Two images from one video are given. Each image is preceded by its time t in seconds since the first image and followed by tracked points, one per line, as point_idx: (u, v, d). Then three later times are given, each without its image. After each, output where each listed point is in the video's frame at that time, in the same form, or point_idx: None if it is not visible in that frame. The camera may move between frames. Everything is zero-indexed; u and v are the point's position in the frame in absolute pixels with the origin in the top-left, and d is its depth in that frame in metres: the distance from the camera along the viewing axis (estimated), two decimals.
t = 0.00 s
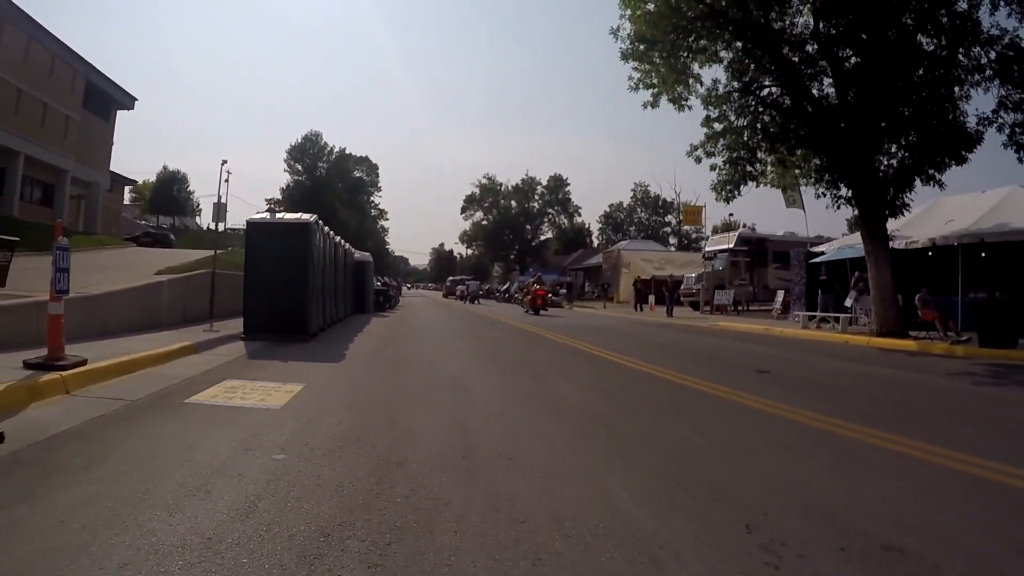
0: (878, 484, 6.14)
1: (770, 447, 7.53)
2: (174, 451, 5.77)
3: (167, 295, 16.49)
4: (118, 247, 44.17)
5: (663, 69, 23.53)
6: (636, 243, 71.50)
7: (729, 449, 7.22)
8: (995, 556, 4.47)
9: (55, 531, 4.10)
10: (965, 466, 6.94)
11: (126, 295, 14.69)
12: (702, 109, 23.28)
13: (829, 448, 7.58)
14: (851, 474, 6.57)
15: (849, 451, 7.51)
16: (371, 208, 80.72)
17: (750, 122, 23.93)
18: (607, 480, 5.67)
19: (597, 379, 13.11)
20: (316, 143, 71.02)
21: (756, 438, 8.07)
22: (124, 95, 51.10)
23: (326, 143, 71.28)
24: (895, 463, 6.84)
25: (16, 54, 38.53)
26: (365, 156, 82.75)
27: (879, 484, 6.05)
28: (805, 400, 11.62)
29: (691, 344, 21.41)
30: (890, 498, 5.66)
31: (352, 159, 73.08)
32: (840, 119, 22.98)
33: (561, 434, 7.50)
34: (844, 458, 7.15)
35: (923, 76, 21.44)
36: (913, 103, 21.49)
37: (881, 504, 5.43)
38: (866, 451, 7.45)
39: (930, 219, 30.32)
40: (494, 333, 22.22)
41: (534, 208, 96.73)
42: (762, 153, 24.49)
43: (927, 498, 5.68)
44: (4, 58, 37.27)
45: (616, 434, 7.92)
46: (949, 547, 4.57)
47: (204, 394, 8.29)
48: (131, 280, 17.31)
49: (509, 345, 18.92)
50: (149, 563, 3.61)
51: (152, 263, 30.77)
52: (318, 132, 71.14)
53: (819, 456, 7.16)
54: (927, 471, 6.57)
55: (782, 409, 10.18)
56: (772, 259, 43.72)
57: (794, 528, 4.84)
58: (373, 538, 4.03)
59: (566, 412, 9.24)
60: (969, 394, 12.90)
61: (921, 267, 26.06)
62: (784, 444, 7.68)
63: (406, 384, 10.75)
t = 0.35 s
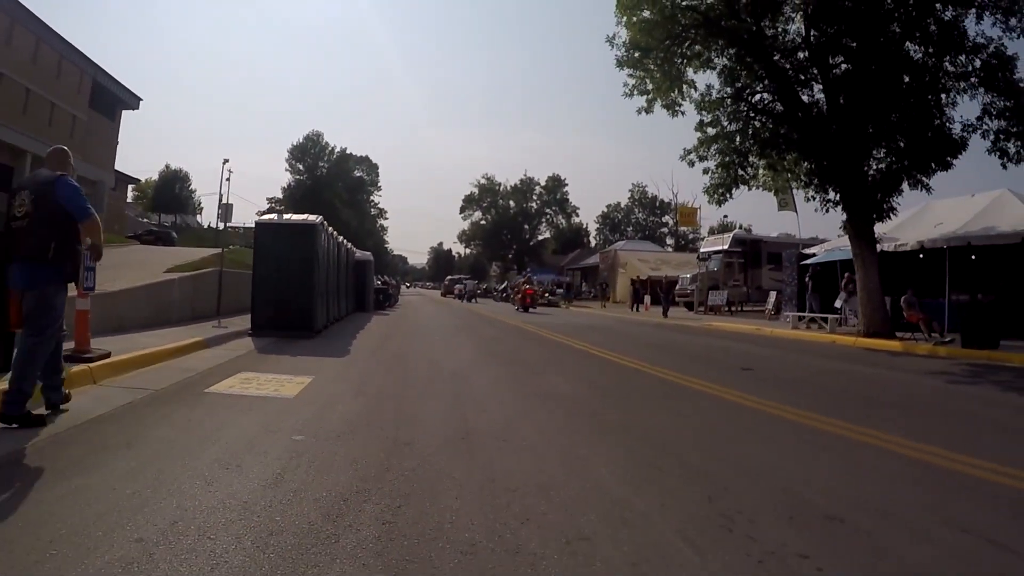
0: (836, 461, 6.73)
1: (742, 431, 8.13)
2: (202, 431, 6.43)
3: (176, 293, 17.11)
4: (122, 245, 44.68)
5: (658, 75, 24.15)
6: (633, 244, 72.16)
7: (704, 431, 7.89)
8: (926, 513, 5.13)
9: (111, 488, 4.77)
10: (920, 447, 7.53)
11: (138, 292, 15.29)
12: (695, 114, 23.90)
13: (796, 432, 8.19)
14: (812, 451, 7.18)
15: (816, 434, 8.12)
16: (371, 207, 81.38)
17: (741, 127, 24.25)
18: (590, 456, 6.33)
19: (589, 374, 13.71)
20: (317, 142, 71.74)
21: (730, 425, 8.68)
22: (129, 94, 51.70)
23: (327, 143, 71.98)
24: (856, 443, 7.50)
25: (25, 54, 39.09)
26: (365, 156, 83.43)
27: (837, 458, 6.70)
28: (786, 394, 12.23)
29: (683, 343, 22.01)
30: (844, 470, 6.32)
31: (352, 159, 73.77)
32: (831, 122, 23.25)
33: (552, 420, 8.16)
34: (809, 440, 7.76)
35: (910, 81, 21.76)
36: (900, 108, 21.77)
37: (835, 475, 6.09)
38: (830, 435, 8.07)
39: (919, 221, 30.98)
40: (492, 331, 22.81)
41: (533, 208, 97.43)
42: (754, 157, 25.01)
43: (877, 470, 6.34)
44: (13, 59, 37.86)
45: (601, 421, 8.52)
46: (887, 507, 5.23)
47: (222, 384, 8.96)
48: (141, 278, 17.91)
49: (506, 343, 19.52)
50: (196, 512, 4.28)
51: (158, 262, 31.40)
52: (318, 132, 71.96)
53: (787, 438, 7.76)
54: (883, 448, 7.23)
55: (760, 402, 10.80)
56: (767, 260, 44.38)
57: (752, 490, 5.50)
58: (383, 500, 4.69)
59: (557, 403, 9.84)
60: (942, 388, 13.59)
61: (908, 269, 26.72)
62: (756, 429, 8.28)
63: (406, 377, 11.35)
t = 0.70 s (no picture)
0: (808, 448, 7.24)
1: (726, 422, 8.63)
2: (223, 421, 6.95)
3: (185, 293, 17.62)
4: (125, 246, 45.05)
5: (654, 80, 24.71)
6: (632, 244, 72.64)
7: (689, 422, 8.40)
8: (880, 490, 5.67)
9: (147, 468, 5.28)
10: (889, 436, 8.03)
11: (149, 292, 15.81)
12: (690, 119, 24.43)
13: (776, 423, 8.70)
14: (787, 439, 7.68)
15: (794, 426, 8.62)
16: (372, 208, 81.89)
17: (735, 131, 24.73)
18: (583, 444, 6.84)
19: (584, 371, 14.20)
20: (318, 143, 72.29)
21: (715, 417, 9.18)
22: (130, 96, 52.07)
23: (328, 143, 72.51)
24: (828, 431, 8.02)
25: (29, 57, 39.43)
26: (365, 157, 83.95)
27: (807, 445, 7.25)
28: (772, 389, 12.74)
29: (679, 343, 22.49)
30: (814, 455, 6.85)
31: (353, 160, 74.30)
32: (823, 127, 23.68)
33: (546, 412, 8.70)
34: (786, 429, 8.26)
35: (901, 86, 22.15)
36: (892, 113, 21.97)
37: (804, 460, 6.62)
38: (807, 426, 8.57)
39: (911, 223, 31.52)
40: (491, 331, 23.30)
41: (533, 209, 97.95)
42: (749, 161, 25.57)
43: (844, 454, 6.87)
44: (16, 61, 38.14)
45: (592, 413, 9.02)
46: (847, 485, 5.75)
47: (237, 379, 9.49)
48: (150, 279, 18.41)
49: (504, 341, 20.02)
50: (225, 487, 4.81)
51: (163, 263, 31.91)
52: (319, 133, 72.53)
53: (766, 429, 8.26)
54: (853, 436, 7.77)
55: (747, 396, 11.31)
56: (763, 261, 44.90)
57: (725, 470, 6.04)
58: (392, 477, 5.21)
59: (552, 396, 10.35)
60: (924, 386, 14.09)
61: (899, 270, 27.23)
62: (739, 420, 8.79)
63: (409, 373, 11.86)
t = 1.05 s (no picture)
0: (783, 436, 7.75)
1: (708, 413, 9.14)
2: (239, 415, 7.50)
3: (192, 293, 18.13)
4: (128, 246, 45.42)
5: (649, 84, 25.31)
6: (630, 245, 73.15)
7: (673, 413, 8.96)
8: (842, 473, 6.23)
9: (176, 457, 5.84)
10: (859, 425, 8.55)
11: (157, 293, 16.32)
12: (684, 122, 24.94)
13: (757, 413, 9.21)
14: (763, 427, 8.21)
15: (773, 416, 9.13)
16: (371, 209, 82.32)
17: (728, 135, 25.32)
18: (573, 434, 7.35)
19: (579, 367, 14.71)
20: (318, 144, 72.78)
21: (699, 408, 9.69)
22: (132, 97, 52.45)
23: (328, 145, 72.97)
24: (803, 421, 8.58)
25: (32, 60, 39.81)
26: (365, 158, 84.44)
27: (782, 434, 7.77)
28: (758, 383, 13.26)
29: (674, 341, 22.97)
30: (787, 443, 7.37)
31: (353, 161, 74.77)
32: (815, 130, 23.66)
33: (540, 405, 9.24)
34: (766, 419, 8.79)
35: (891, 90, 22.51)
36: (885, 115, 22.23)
37: (778, 447, 7.13)
38: (785, 416, 9.08)
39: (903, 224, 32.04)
40: (490, 330, 23.77)
41: (532, 209, 98.51)
42: (741, 164, 25.95)
43: (815, 442, 7.43)
44: (19, 63, 38.55)
45: (585, 405, 9.52)
46: (812, 470, 6.27)
47: (248, 376, 10.02)
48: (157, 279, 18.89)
49: (502, 340, 20.53)
50: (248, 474, 5.37)
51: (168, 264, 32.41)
52: (319, 134, 72.94)
53: (745, 418, 8.78)
54: (827, 426, 8.28)
55: (733, 391, 11.81)
56: (760, 261, 45.42)
57: (705, 458, 6.52)
58: (398, 464, 5.77)
59: (547, 390, 10.86)
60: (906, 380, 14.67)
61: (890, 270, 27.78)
62: (721, 411, 9.30)
63: (410, 370, 12.37)
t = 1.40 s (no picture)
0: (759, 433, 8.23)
1: (690, 412, 9.60)
2: (246, 408, 7.91)
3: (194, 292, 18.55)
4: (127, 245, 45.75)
5: (643, 94, 25.89)
6: (624, 250, 73.78)
7: (657, 413, 9.39)
8: (810, 469, 6.69)
9: (190, 445, 6.27)
10: (833, 425, 9.03)
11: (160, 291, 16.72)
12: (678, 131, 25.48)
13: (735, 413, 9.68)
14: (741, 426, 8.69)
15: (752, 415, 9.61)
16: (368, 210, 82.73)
17: (720, 144, 25.85)
18: (561, 430, 7.80)
19: (569, 368, 15.17)
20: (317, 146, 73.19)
21: (683, 407, 10.16)
22: (135, 97, 52.83)
23: (327, 146, 73.35)
24: (779, 421, 9.02)
25: (38, 60, 40.18)
26: (362, 160, 84.89)
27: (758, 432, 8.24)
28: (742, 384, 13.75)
29: (665, 345, 23.44)
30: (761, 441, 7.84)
31: (351, 162, 75.21)
32: (805, 143, 23.98)
33: (531, 403, 9.67)
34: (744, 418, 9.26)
35: (882, 103, 22.79)
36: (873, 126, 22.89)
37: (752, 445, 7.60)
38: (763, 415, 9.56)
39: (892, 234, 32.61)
40: (484, 332, 24.21)
41: (527, 213, 99.13)
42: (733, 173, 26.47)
43: (787, 440, 7.91)
44: (25, 63, 38.88)
45: (574, 403, 9.98)
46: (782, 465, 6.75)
47: (252, 372, 10.43)
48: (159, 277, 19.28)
49: (496, 341, 20.99)
50: (259, 461, 5.81)
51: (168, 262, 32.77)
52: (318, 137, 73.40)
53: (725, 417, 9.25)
54: (801, 426, 8.76)
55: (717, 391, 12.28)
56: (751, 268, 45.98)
57: (683, 453, 6.98)
58: (397, 454, 6.21)
59: (537, 389, 11.32)
60: (883, 384, 15.17)
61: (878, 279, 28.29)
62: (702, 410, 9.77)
63: (406, 368, 12.81)
